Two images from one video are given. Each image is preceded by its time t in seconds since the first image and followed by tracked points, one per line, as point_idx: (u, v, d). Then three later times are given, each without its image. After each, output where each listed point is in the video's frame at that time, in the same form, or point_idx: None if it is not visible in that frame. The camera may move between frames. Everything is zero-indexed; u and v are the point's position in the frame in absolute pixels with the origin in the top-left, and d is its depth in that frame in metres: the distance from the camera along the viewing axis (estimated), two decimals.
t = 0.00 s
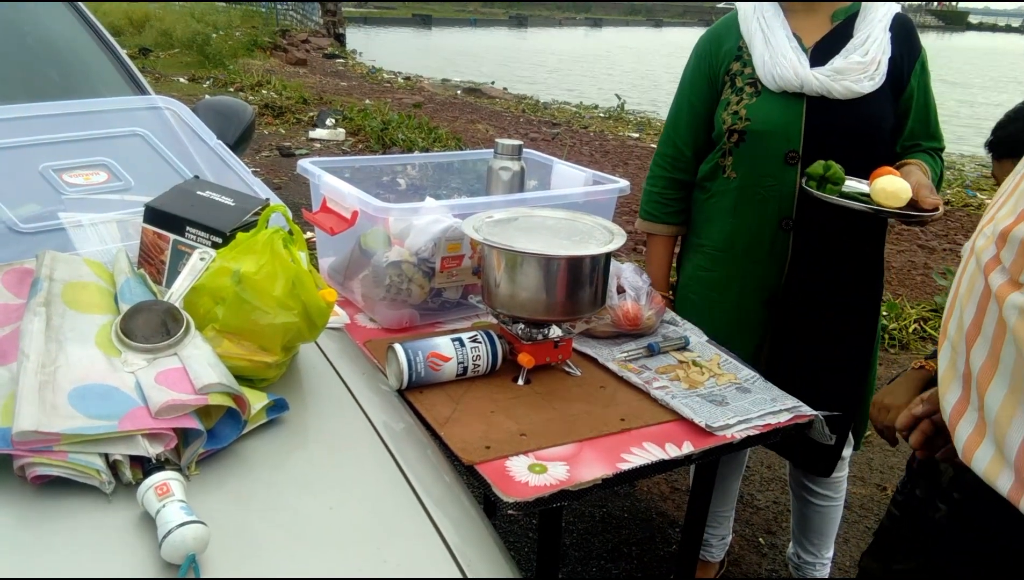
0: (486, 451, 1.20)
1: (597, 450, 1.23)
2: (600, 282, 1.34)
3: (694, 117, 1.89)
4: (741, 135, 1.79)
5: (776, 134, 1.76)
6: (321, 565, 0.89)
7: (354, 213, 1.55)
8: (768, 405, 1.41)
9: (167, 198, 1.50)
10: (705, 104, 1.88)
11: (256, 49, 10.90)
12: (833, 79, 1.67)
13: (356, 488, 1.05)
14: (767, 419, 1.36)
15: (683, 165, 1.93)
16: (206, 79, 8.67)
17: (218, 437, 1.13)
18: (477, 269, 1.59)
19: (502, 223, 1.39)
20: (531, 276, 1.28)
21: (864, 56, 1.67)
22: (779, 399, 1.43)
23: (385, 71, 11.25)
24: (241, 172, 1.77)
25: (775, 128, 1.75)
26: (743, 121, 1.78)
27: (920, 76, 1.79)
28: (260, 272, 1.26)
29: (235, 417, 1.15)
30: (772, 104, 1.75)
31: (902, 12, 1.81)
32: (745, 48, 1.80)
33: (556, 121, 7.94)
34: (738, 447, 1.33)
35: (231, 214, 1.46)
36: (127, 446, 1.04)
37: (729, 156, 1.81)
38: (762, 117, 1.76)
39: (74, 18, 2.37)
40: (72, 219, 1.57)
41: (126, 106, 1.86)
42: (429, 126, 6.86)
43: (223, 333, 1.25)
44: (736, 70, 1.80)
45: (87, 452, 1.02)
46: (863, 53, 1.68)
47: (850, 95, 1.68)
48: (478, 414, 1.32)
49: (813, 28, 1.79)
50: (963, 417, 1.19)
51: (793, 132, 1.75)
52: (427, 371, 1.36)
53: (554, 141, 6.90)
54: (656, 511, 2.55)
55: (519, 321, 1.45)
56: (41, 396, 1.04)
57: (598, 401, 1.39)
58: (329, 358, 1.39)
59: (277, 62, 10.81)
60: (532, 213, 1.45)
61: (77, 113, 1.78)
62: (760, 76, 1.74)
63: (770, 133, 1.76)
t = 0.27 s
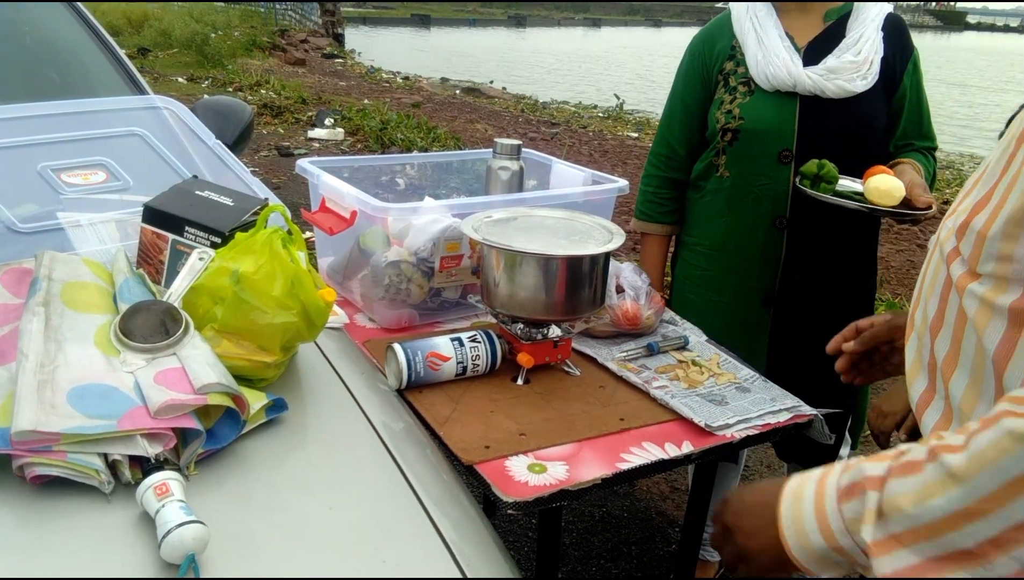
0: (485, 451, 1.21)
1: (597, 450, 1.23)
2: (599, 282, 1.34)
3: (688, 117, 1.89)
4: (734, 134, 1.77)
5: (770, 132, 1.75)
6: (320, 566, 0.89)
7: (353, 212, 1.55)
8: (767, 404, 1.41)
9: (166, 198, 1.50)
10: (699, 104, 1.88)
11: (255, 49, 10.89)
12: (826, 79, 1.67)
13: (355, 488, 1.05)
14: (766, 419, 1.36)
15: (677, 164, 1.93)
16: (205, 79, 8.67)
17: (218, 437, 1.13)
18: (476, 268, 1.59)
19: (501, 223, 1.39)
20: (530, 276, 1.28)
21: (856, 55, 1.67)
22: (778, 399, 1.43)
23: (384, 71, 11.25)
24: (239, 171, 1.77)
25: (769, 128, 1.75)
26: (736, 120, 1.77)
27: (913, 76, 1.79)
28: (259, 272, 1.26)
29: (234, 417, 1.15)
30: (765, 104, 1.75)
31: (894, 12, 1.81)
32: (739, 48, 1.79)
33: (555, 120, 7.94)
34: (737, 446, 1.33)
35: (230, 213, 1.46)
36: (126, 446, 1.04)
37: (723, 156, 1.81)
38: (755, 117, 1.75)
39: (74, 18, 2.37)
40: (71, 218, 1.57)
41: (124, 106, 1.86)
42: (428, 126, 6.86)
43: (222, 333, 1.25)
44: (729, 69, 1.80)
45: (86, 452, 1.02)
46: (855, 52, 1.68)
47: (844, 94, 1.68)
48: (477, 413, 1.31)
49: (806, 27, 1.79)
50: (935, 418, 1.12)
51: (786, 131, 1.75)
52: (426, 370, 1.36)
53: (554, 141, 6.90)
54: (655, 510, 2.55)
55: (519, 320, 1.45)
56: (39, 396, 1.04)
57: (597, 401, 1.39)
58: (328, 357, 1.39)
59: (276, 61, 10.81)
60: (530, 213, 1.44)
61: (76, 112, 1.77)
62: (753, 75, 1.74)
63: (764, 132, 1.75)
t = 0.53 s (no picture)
0: (486, 451, 1.21)
1: (597, 450, 1.23)
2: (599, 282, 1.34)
3: (684, 117, 1.94)
4: (729, 134, 1.81)
5: (765, 131, 1.76)
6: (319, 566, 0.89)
7: (354, 212, 1.55)
8: (768, 405, 1.41)
9: (167, 198, 1.50)
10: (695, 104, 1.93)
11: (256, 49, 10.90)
12: (821, 78, 1.66)
13: (355, 489, 1.04)
14: (768, 419, 1.36)
15: (673, 164, 2.00)
16: (206, 79, 8.66)
17: (219, 438, 1.13)
18: (477, 269, 1.59)
19: (501, 223, 1.39)
20: (530, 276, 1.28)
21: (851, 55, 1.66)
22: (779, 400, 1.43)
23: (386, 71, 11.26)
24: (241, 171, 1.77)
25: (764, 128, 1.75)
26: (731, 119, 1.79)
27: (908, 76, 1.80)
28: (260, 272, 1.26)
29: (236, 417, 1.15)
30: (760, 104, 1.76)
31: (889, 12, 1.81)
32: (733, 48, 1.82)
33: (556, 121, 7.95)
34: (738, 447, 1.33)
35: (231, 214, 1.46)
36: (127, 446, 1.04)
37: (718, 155, 1.84)
38: (750, 117, 1.77)
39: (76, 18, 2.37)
40: (72, 219, 1.58)
41: (125, 106, 1.85)
42: (429, 126, 6.86)
43: (223, 333, 1.25)
44: (725, 69, 1.82)
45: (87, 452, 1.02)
46: (850, 52, 1.67)
47: (839, 93, 1.67)
48: (478, 414, 1.32)
49: (802, 27, 1.77)
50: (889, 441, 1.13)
51: (781, 130, 1.75)
52: (428, 370, 1.36)
53: (555, 141, 6.91)
54: (656, 510, 2.55)
55: (519, 321, 1.45)
56: (41, 396, 1.04)
57: (598, 401, 1.39)
58: (330, 358, 1.39)
59: (278, 62, 10.82)
60: (530, 213, 1.45)
61: (77, 112, 1.77)
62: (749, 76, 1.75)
63: (758, 132, 1.76)
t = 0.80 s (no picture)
0: (487, 451, 1.21)
1: (598, 450, 1.23)
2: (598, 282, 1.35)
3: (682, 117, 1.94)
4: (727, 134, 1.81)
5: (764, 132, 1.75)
6: (320, 566, 0.89)
7: (355, 213, 1.55)
8: (769, 405, 1.41)
9: (168, 198, 1.50)
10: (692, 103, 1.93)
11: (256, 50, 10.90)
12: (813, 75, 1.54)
13: (356, 489, 1.04)
14: (768, 420, 1.36)
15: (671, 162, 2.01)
16: (206, 79, 8.65)
17: (220, 438, 1.13)
18: (478, 269, 1.59)
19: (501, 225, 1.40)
20: (530, 276, 1.30)
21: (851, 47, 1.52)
22: (779, 400, 1.43)
23: (386, 72, 11.26)
24: (241, 172, 1.78)
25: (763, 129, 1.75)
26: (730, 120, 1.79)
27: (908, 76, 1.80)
28: (261, 272, 1.26)
29: (237, 417, 1.15)
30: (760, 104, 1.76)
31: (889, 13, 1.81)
32: (731, 48, 1.81)
33: (557, 121, 7.96)
34: (739, 447, 1.33)
35: (232, 214, 1.46)
36: (128, 446, 1.04)
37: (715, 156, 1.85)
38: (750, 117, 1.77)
39: (76, 18, 2.37)
40: (73, 219, 1.58)
41: (127, 106, 1.86)
42: (429, 127, 6.86)
43: (224, 332, 1.25)
44: (722, 69, 1.81)
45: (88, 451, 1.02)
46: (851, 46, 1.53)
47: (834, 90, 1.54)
48: (479, 414, 1.32)
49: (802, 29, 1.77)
50: (804, 376, 1.16)
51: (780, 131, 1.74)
52: (428, 371, 1.36)
53: (556, 142, 6.91)
54: (657, 511, 2.55)
55: (520, 321, 1.45)
56: (42, 396, 1.04)
57: (599, 401, 1.39)
58: (331, 358, 1.39)
59: (278, 62, 10.82)
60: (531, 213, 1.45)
61: (79, 112, 1.77)
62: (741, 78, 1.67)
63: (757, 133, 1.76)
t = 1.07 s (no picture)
0: (490, 452, 1.21)
1: (602, 451, 1.23)
2: (602, 282, 1.35)
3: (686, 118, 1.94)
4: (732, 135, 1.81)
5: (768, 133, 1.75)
6: (324, 567, 0.89)
7: (359, 213, 1.55)
8: (773, 407, 1.41)
9: (173, 199, 1.50)
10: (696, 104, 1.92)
11: (261, 50, 10.91)
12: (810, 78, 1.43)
13: (360, 490, 1.05)
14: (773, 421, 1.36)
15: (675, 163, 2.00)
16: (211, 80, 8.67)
17: (225, 438, 1.13)
18: (482, 269, 1.59)
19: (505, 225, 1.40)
20: (535, 276, 1.30)
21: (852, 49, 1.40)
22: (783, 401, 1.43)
23: (390, 72, 11.27)
24: (246, 172, 1.78)
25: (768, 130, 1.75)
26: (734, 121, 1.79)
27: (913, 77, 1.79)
28: (265, 273, 1.26)
29: (241, 418, 1.16)
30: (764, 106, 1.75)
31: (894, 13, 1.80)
32: (734, 49, 1.80)
33: (561, 121, 7.95)
34: (743, 449, 1.33)
35: (237, 214, 1.46)
36: (133, 446, 1.05)
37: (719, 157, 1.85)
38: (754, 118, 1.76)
39: (81, 20, 2.38)
40: (78, 219, 1.58)
41: (132, 107, 1.86)
42: (433, 127, 6.87)
43: (229, 333, 1.25)
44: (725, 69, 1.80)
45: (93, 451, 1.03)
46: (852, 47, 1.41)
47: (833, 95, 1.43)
48: (483, 414, 1.32)
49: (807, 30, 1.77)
50: (763, 359, 1.15)
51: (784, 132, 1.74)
52: (432, 371, 1.36)
53: (559, 142, 6.90)
54: (660, 512, 2.55)
55: (524, 322, 1.45)
56: (47, 396, 1.04)
57: (603, 402, 1.39)
58: (335, 358, 1.40)
59: (283, 62, 10.84)
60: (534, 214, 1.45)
61: (84, 114, 1.78)
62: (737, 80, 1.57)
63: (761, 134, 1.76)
